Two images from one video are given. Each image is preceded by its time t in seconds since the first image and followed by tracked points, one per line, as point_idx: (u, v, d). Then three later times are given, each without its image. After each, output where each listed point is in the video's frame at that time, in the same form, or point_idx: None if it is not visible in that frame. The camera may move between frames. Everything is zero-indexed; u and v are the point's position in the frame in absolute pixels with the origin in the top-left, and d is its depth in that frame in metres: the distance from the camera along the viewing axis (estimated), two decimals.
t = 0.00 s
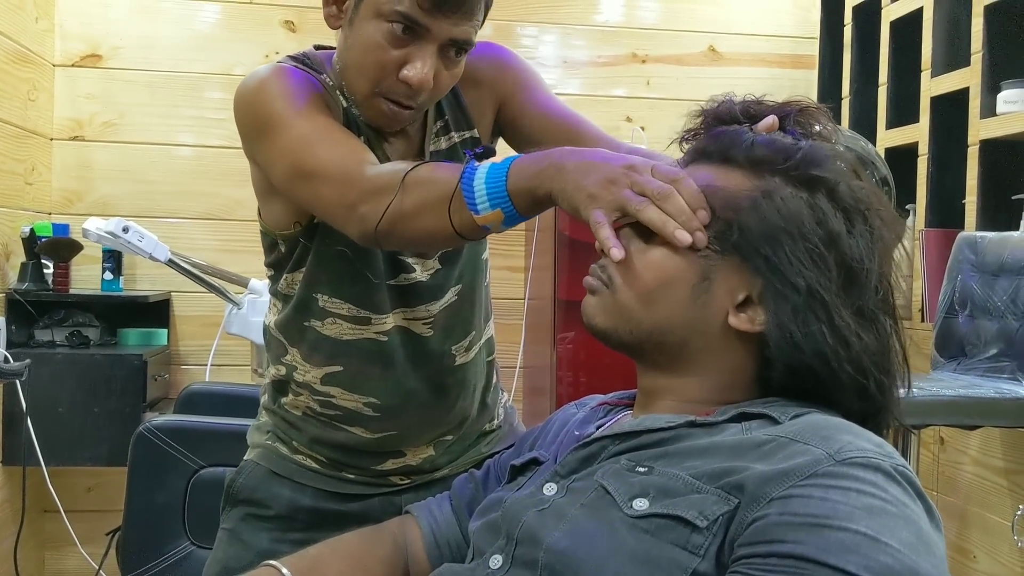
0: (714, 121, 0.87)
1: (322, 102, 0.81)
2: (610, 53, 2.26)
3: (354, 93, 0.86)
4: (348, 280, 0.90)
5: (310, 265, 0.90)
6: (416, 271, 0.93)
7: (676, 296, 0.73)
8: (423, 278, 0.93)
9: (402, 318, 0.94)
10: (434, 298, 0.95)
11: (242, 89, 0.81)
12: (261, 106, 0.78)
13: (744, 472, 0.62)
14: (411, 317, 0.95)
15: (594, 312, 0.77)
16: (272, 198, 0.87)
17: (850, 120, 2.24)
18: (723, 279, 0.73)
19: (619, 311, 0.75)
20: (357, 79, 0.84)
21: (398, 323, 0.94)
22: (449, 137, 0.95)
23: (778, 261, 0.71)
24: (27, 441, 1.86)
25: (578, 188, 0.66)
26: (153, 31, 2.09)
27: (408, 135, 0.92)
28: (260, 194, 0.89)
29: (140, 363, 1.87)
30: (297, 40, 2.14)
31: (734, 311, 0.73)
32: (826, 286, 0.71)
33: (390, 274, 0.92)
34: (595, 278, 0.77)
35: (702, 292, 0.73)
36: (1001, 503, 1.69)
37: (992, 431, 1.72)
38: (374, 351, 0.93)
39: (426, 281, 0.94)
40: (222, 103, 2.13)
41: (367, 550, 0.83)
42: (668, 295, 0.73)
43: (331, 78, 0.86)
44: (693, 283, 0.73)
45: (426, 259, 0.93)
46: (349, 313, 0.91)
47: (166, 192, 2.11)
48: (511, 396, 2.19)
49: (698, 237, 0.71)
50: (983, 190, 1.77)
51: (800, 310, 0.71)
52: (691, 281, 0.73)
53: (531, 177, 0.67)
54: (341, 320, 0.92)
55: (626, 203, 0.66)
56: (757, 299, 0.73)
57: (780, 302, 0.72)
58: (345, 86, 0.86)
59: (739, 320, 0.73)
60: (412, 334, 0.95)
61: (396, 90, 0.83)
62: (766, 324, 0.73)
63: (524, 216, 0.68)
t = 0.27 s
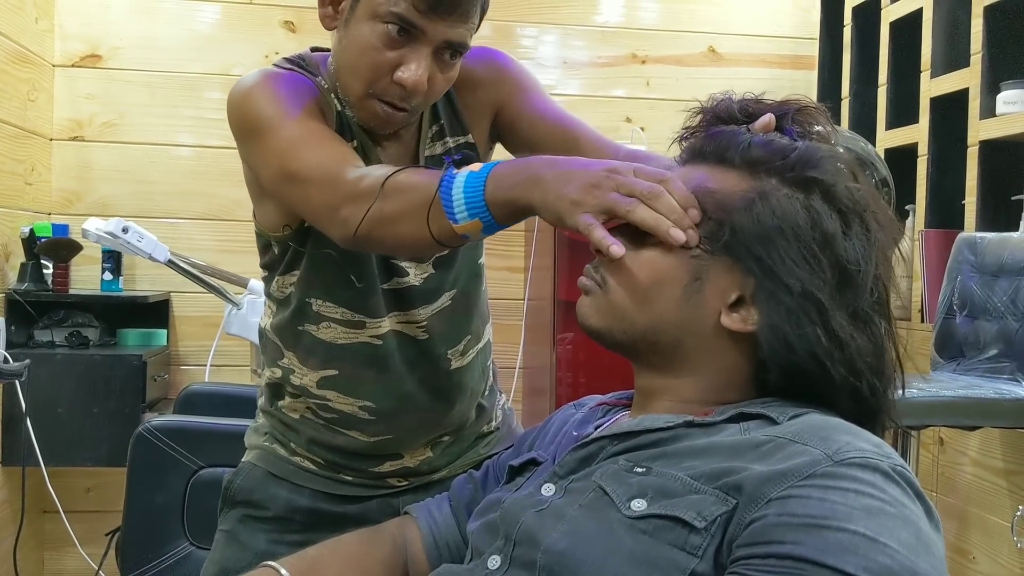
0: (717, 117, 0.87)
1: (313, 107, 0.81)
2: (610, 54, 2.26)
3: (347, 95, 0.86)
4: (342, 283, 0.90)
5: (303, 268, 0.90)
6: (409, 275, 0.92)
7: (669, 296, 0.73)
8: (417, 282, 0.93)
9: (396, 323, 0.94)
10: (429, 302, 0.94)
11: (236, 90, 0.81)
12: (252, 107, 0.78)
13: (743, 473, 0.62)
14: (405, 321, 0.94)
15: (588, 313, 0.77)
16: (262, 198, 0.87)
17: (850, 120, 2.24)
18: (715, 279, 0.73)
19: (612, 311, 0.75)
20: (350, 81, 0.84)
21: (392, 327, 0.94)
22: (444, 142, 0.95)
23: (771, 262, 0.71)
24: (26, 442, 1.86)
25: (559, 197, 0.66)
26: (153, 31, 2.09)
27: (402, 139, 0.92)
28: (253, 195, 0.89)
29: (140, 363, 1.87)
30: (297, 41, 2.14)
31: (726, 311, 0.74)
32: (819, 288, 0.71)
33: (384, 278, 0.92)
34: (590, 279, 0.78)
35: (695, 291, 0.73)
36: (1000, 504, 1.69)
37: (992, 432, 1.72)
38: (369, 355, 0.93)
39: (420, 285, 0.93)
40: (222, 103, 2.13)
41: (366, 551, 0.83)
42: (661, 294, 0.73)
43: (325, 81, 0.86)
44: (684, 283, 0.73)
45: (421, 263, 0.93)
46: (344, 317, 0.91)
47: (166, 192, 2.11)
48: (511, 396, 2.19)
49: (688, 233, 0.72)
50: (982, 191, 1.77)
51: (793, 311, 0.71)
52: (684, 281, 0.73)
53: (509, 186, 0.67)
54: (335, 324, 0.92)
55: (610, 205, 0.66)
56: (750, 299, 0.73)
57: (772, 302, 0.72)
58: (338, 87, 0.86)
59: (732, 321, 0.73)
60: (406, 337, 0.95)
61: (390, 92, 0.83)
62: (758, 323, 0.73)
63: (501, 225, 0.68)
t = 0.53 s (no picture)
0: (709, 117, 0.87)
1: (304, 114, 0.81)
2: (609, 54, 2.26)
3: (343, 94, 0.86)
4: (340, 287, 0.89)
5: (299, 274, 0.89)
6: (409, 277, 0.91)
7: (668, 297, 0.73)
8: (417, 285, 0.92)
9: (395, 326, 0.93)
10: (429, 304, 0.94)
11: (230, 94, 0.82)
12: (244, 113, 0.78)
13: (740, 474, 0.61)
14: (405, 324, 0.94)
15: (585, 315, 0.77)
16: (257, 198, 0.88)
17: (850, 121, 2.24)
18: (713, 280, 0.73)
19: (610, 313, 0.75)
20: (347, 80, 0.85)
21: (392, 331, 0.93)
22: (443, 141, 0.94)
23: (771, 262, 0.71)
24: (26, 442, 1.86)
25: (542, 219, 0.66)
26: (153, 31, 2.09)
27: (399, 138, 0.92)
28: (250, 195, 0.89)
29: (139, 363, 1.87)
30: (297, 41, 2.14)
31: (725, 312, 0.73)
32: (819, 289, 0.71)
33: (383, 281, 0.91)
34: (585, 281, 0.77)
35: (693, 293, 0.73)
36: (1000, 504, 1.69)
37: (992, 432, 1.72)
38: (369, 358, 0.93)
39: (420, 286, 0.92)
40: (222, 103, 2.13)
41: (364, 551, 0.83)
42: (658, 297, 0.73)
43: (319, 85, 0.87)
44: (682, 285, 0.73)
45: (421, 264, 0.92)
46: (343, 322, 0.91)
47: (166, 192, 2.11)
48: (511, 397, 2.19)
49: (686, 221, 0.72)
50: (982, 191, 1.77)
51: (794, 312, 0.71)
52: (683, 283, 0.73)
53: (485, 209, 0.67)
54: (334, 329, 0.91)
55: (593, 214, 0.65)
56: (748, 300, 0.73)
57: (774, 303, 0.72)
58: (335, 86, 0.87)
59: (730, 322, 0.73)
60: (406, 339, 0.94)
61: (387, 90, 0.83)
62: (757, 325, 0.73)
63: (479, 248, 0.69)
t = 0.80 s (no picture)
0: (706, 114, 0.87)
1: (302, 120, 0.81)
2: (609, 54, 2.26)
3: (345, 90, 0.86)
4: (341, 288, 0.89)
5: (300, 275, 0.89)
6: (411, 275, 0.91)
7: (672, 301, 0.73)
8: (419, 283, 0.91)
9: (398, 327, 0.93)
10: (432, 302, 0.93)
11: (231, 95, 0.82)
12: (244, 123, 0.79)
13: (739, 475, 0.61)
14: (407, 325, 0.93)
15: (586, 317, 0.77)
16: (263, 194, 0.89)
17: (850, 121, 2.24)
18: (719, 285, 0.73)
19: (613, 316, 0.75)
20: (348, 77, 0.85)
21: (394, 332, 0.93)
22: (444, 138, 0.94)
23: (777, 267, 0.71)
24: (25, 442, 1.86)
25: (533, 244, 0.65)
26: (152, 31, 2.09)
27: (401, 136, 0.91)
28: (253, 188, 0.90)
29: (139, 363, 1.87)
30: (297, 40, 2.14)
31: (730, 318, 0.74)
32: (824, 292, 0.71)
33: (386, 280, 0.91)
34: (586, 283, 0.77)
35: (698, 298, 0.73)
36: (1000, 504, 1.69)
37: (992, 432, 1.72)
38: (371, 360, 0.93)
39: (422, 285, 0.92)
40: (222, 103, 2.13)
41: (363, 551, 0.83)
42: (664, 302, 0.73)
43: (319, 86, 0.86)
44: (689, 291, 0.73)
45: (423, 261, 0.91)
46: (344, 323, 0.91)
47: (165, 192, 2.11)
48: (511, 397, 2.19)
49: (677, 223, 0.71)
50: (982, 191, 1.77)
51: (800, 316, 0.71)
52: (688, 288, 0.73)
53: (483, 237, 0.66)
54: (337, 330, 0.91)
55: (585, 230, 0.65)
56: (753, 306, 0.73)
57: (782, 308, 0.71)
58: (337, 83, 0.87)
59: (734, 326, 0.73)
60: (409, 340, 0.94)
61: (389, 86, 0.83)
62: (764, 330, 0.73)
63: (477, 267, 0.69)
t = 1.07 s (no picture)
0: (705, 113, 0.87)
1: (303, 126, 0.80)
2: (609, 54, 2.26)
3: (349, 89, 0.86)
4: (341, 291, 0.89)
5: (301, 278, 0.90)
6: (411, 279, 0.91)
7: (674, 302, 0.73)
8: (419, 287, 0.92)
9: (400, 331, 0.93)
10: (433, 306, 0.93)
11: (231, 96, 0.82)
12: (245, 129, 0.78)
13: (738, 475, 0.61)
14: (408, 329, 0.93)
15: (586, 317, 0.76)
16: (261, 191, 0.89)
17: (850, 121, 2.24)
18: (721, 287, 0.73)
19: (614, 315, 0.74)
20: (352, 75, 0.84)
21: (396, 336, 0.93)
22: (449, 139, 0.94)
23: (778, 268, 0.71)
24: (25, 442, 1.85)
25: (536, 262, 0.65)
26: (152, 31, 2.08)
27: (404, 136, 0.91)
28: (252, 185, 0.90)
29: (138, 363, 1.86)
30: (297, 40, 2.13)
31: (731, 320, 0.73)
32: (826, 294, 0.71)
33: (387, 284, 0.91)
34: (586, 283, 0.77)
35: (701, 300, 0.73)
36: (1000, 504, 1.69)
37: (991, 432, 1.72)
38: (371, 364, 0.93)
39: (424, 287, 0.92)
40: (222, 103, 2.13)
41: (361, 551, 0.83)
42: (665, 305, 0.73)
43: (320, 87, 0.86)
44: (691, 293, 0.73)
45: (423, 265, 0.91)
46: (345, 326, 0.91)
47: (165, 192, 2.11)
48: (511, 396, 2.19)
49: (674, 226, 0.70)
50: (982, 190, 1.77)
51: (802, 318, 0.71)
52: (690, 290, 0.73)
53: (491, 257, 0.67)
54: (338, 333, 0.92)
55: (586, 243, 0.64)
56: (754, 308, 0.73)
57: (785, 310, 0.71)
58: (340, 81, 0.86)
59: (735, 328, 0.73)
60: (411, 344, 0.94)
61: (394, 85, 0.83)
62: (764, 332, 0.73)
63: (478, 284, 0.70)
